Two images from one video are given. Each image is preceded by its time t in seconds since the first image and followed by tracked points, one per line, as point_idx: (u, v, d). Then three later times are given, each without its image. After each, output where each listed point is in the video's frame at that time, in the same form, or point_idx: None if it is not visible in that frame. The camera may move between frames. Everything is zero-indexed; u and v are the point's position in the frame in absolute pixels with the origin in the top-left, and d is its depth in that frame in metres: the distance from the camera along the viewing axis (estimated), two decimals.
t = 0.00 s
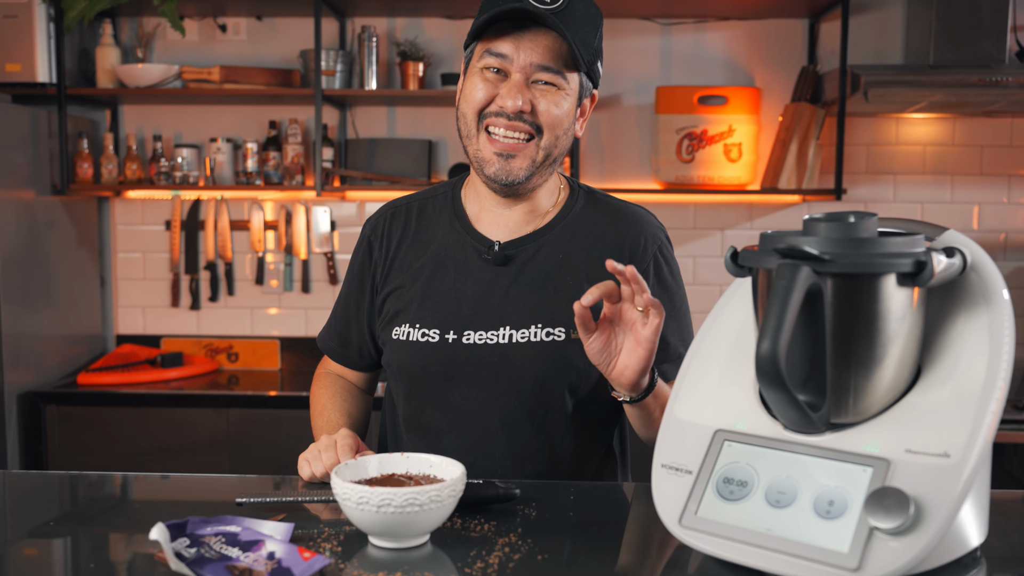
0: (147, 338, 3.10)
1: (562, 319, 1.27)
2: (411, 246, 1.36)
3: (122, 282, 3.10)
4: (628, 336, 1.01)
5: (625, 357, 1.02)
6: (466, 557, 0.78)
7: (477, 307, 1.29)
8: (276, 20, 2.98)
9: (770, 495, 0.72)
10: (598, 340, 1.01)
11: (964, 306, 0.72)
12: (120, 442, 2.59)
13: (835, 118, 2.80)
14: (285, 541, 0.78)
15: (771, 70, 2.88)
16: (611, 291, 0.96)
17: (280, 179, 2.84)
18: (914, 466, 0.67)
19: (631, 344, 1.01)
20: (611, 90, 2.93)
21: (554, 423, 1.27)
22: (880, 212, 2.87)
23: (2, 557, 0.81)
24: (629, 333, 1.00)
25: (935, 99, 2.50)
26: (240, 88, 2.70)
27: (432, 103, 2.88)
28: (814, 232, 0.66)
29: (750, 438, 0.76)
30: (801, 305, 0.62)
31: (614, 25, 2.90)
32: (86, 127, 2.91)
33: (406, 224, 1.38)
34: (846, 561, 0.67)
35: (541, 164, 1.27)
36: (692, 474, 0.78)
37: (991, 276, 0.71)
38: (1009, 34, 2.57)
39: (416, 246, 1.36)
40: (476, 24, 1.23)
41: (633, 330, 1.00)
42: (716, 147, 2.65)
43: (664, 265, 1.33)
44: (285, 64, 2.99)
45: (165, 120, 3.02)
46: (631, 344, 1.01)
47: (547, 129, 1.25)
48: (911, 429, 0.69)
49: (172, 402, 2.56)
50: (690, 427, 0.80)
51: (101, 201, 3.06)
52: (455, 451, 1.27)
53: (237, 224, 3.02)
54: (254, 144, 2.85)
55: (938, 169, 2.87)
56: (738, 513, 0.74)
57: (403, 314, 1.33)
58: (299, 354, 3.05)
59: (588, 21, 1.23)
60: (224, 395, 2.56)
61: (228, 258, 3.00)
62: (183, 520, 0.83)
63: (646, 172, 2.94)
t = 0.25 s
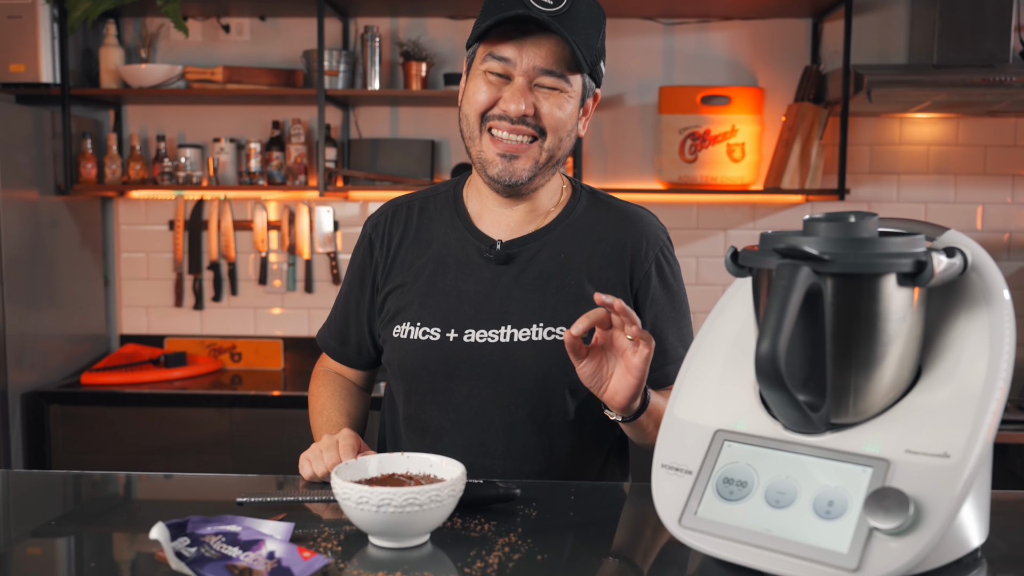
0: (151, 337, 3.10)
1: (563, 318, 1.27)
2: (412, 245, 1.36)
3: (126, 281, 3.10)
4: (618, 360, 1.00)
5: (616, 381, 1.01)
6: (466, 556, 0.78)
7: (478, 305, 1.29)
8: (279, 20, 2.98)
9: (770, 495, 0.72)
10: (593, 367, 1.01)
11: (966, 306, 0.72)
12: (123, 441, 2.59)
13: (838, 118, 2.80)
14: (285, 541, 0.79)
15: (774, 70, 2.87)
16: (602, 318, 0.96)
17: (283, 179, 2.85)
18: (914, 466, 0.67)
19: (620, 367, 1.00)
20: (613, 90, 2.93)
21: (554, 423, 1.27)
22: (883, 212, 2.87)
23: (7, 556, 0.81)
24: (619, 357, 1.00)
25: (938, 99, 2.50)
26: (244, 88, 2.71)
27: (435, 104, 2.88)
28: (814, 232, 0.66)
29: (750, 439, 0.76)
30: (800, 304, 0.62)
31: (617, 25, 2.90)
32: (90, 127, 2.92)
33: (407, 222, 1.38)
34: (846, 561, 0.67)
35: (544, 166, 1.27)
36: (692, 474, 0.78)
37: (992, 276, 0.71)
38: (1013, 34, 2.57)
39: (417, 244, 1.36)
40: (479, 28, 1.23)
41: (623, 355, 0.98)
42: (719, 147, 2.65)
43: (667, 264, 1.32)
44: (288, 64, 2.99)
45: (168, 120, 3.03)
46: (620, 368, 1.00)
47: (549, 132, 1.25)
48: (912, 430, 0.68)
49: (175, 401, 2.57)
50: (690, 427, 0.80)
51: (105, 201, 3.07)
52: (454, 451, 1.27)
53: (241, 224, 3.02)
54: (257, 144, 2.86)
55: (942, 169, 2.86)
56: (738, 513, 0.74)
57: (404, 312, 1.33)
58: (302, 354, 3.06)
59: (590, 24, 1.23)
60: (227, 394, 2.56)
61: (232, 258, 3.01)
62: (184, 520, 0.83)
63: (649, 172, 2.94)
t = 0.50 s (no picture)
0: (154, 337, 3.11)
1: (563, 319, 1.27)
2: (413, 245, 1.36)
3: (130, 281, 3.11)
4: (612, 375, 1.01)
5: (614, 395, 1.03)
6: (466, 556, 0.78)
7: (478, 306, 1.29)
8: (282, 21, 2.99)
9: (770, 495, 0.72)
10: (590, 382, 1.02)
11: (966, 306, 0.71)
12: (127, 441, 2.60)
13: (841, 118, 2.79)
14: (285, 541, 0.79)
15: (777, 70, 2.87)
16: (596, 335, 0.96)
17: (286, 179, 2.85)
18: (914, 467, 0.67)
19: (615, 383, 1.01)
20: (616, 90, 2.93)
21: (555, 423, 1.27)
22: (887, 212, 2.86)
23: (11, 555, 0.81)
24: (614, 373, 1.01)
25: (942, 98, 2.50)
26: (246, 88, 2.71)
27: (438, 104, 2.88)
28: (814, 232, 0.66)
29: (750, 439, 0.76)
30: (800, 305, 0.62)
31: (619, 24, 2.90)
32: (94, 127, 2.92)
33: (408, 223, 1.38)
34: (845, 561, 0.66)
35: (543, 174, 1.27)
36: (691, 474, 0.78)
37: (993, 276, 0.71)
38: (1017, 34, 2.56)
39: (418, 244, 1.36)
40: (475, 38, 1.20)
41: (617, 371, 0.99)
42: (722, 147, 2.65)
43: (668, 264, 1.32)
44: (291, 64, 2.99)
45: (172, 120, 3.03)
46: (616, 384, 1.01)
47: (548, 143, 1.24)
48: (911, 430, 0.68)
49: (178, 401, 2.57)
50: (690, 427, 0.80)
51: (108, 201, 3.08)
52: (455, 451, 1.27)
53: (244, 223, 3.03)
54: (260, 144, 2.86)
55: (946, 169, 2.85)
56: (738, 513, 0.73)
57: (405, 312, 1.33)
58: (305, 354, 3.06)
59: (588, 32, 1.20)
60: (230, 394, 2.57)
61: (235, 258, 3.01)
62: (184, 519, 0.83)
63: (652, 172, 2.94)
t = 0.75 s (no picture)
0: (158, 337, 3.11)
1: (565, 319, 1.27)
2: (416, 244, 1.37)
3: (134, 281, 3.11)
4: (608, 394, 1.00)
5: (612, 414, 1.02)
6: (467, 556, 0.78)
7: (480, 306, 1.29)
8: (286, 21, 2.99)
9: (770, 496, 0.72)
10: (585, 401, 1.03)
11: (967, 307, 0.71)
12: (130, 441, 2.60)
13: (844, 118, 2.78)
14: (286, 540, 0.79)
15: (780, 70, 2.87)
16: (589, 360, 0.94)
17: (289, 179, 2.85)
18: (914, 467, 0.67)
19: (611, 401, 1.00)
20: (619, 90, 2.92)
21: (557, 423, 1.27)
22: (891, 212, 2.86)
23: (14, 554, 0.81)
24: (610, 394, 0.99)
25: (945, 98, 2.50)
26: (250, 88, 2.71)
27: (441, 104, 2.89)
28: (814, 232, 0.66)
29: (750, 439, 0.76)
30: (800, 305, 0.62)
31: (622, 24, 2.90)
32: (98, 127, 2.93)
33: (411, 222, 1.38)
34: (845, 562, 0.66)
35: (542, 180, 1.27)
36: (692, 474, 0.78)
37: (993, 276, 0.70)
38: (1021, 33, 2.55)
39: (420, 244, 1.36)
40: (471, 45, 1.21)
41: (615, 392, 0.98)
42: (725, 147, 2.65)
43: (670, 264, 1.32)
44: (294, 65, 3.00)
45: (175, 121, 3.04)
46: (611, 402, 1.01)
47: (545, 149, 1.24)
48: (912, 430, 0.68)
49: (182, 401, 2.58)
50: (690, 427, 0.80)
51: (112, 201, 3.08)
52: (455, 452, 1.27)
53: (247, 224, 3.03)
54: (263, 144, 2.87)
55: (950, 169, 2.85)
56: (738, 514, 0.73)
57: (407, 312, 1.33)
58: (308, 354, 3.06)
59: (582, 34, 1.20)
60: (234, 394, 2.57)
61: (238, 258, 3.02)
62: (185, 519, 0.83)
63: (655, 172, 2.94)
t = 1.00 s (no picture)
0: (162, 336, 3.13)
1: (571, 317, 1.28)
2: (420, 243, 1.37)
3: (138, 281, 3.13)
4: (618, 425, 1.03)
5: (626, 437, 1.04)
6: (466, 555, 0.79)
7: (485, 304, 1.29)
8: (290, 22, 3.00)
9: (769, 496, 0.73)
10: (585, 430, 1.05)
11: (966, 306, 0.72)
12: (135, 440, 2.61)
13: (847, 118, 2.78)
14: (287, 539, 0.79)
15: (783, 70, 2.87)
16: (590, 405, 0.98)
17: (293, 179, 2.86)
18: (913, 467, 0.67)
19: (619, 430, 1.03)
20: (622, 91, 2.93)
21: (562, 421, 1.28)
22: (894, 212, 2.86)
23: (20, 553, 0.82)
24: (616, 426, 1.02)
25: (948, 98, 2.50)
26: (254, 89, 2.72)
27: (444, 104, 2.89)
28: (814, 233, 0.67)
29: (750, 439, 0.76)
30: (799, 305, 0.63)
31: (625, 25, 2.90)
32: (102, 128, 2.94)
33: (416, 221, 1.39)
34: (843, 562, 0.67)
35: (533, 177, 1.26)
36: (691, 474, 0.78)
37: (993, 276, 0.71)
38: None
39: (424, 243, 1.37)
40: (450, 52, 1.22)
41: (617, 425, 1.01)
42: (727, 147, 2.65)
43: (675, 263, 1.33)
44: (298, 65, 3.01)
45: (179, 121, 3.05)
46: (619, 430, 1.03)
47: (533, 146, 1.23)
48: (911, 430, 0.69)
49: (186, 400, 2.59)
50: (690, 427, 0.80)
51: (116, 201, 3.09)
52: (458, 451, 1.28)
53: (251, 223, 3.04)
54: (267, 145, 2.88)
55: (952, 168, 2.85)
56: (737, 514, 0.74)
57: (411, 310, 1.34)
58: (312, 353, 3.07)
59: (559, 29, 1.21)
60: (238, 393, 2.58)
61: (242, 258, 3.03)
62: (186, 518, 0.84)
63: (657, 172, 2.94)
